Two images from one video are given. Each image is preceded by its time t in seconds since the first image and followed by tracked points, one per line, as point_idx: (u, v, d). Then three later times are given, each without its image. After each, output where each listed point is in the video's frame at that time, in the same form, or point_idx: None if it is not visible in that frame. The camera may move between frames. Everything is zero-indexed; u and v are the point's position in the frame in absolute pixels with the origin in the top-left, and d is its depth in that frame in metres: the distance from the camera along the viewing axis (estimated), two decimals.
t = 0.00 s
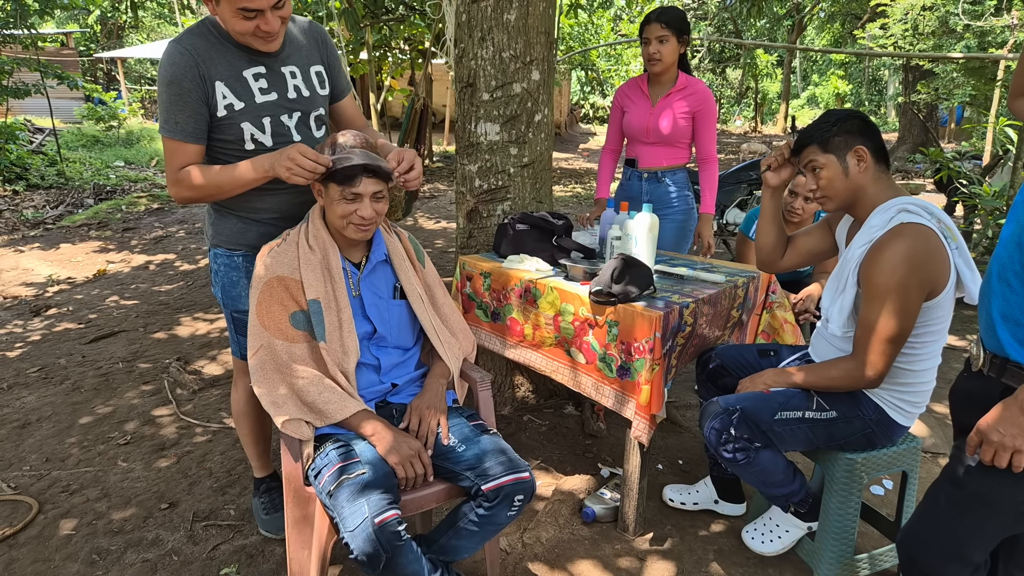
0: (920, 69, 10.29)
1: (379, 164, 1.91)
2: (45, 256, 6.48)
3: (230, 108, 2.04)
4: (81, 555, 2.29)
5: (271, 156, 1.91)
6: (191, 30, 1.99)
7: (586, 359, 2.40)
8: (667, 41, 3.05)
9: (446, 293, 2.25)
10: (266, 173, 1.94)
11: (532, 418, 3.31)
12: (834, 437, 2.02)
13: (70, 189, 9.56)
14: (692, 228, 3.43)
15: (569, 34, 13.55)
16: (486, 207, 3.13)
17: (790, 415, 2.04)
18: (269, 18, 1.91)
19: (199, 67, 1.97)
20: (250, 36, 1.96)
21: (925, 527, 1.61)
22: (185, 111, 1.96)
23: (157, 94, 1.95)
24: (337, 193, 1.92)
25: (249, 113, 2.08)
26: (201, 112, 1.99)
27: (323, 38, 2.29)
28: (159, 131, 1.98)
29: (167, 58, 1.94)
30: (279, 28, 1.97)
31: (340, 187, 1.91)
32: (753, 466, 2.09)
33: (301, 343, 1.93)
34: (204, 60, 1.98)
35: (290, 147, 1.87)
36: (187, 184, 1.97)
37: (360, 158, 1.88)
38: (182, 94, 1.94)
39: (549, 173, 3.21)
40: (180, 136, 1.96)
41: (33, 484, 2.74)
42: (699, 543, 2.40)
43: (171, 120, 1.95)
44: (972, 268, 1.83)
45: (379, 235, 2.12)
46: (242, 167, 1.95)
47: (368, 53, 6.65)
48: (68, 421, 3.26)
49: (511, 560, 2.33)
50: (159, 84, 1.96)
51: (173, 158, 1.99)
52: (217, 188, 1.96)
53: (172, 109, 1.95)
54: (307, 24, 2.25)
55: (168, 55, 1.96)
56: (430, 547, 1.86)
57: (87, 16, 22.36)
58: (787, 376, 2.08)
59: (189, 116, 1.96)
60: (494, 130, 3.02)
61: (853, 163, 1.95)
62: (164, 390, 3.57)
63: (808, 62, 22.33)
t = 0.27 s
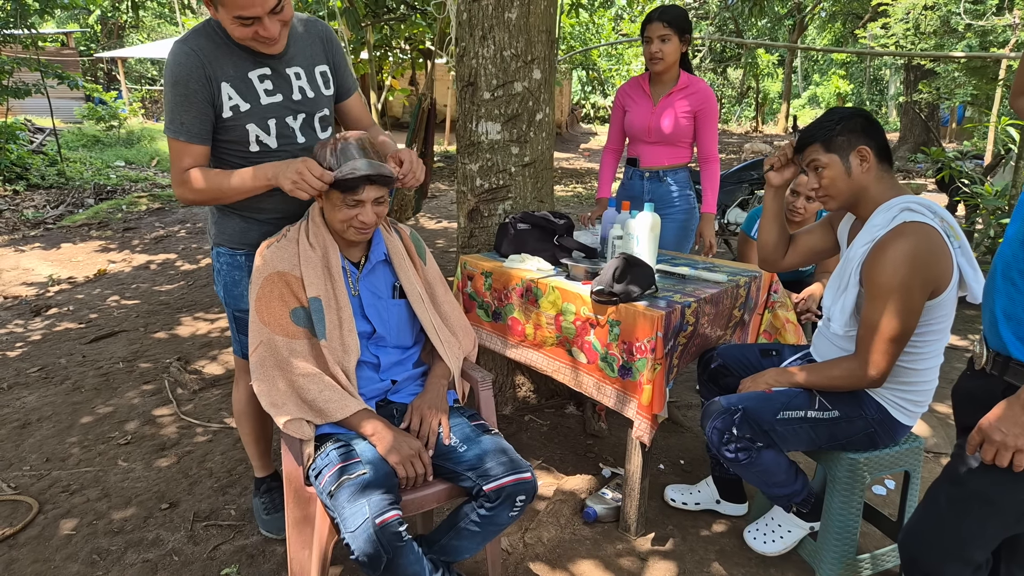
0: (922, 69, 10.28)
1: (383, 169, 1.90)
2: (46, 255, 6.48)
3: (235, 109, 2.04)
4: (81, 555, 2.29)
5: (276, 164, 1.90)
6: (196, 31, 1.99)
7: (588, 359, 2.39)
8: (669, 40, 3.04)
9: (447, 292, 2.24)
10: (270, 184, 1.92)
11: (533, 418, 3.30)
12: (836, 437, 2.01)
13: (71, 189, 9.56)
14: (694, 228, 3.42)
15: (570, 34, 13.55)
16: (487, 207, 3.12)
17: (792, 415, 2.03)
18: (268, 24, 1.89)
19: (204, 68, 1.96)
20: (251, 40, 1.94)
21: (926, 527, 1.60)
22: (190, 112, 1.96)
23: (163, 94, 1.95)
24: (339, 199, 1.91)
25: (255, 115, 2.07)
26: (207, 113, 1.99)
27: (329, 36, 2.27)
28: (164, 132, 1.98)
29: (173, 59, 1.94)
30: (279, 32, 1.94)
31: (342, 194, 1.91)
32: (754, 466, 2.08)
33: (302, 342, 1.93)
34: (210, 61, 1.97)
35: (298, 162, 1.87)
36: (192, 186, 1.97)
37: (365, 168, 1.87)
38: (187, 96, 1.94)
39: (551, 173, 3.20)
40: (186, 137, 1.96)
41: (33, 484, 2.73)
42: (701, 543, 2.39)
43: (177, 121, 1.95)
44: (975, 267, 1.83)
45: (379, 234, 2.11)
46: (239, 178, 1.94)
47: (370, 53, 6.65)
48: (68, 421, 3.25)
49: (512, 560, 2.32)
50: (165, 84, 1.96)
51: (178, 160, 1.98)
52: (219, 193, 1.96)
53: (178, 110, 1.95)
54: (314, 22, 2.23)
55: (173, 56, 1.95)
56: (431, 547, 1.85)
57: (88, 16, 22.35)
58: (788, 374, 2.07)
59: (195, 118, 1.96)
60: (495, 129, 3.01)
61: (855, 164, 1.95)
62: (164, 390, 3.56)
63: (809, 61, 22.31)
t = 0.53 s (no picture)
0: (923, 69, 10.28)
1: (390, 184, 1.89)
2: (46, 255, 6.47)
3: (237, 111, 2.04)
4: (81, 556, 2.28)
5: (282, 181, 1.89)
6: (198, 33, 1.98)
7: (590, 359, 2.39)
8: (671, 39, 3.03)
9: (448, 292, 2.24)
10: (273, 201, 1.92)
11: (535, 418, 3.30)
12: (838, 437, 2.01)
13: (71, 188, 9.55)
14: (695, 227, 3.42)
15: (571, 34, 13.55)
16: (489, 206, 3.11)
17: (794, 416, 2.02)
18: (271, 33, 1.86)
19: (206, 70, 1.96)
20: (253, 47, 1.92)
21: (930, 527, 1.59)
22: (192, 114, 1.95)
23: (166, 96, 1.95)
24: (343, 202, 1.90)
25: (257, 116, 2.07)
26: (209, 115, 1.99)
27: (332, 34, 2.26)
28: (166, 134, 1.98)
29: (175, 61, 1.94)
30: (282, 41, 1.92)
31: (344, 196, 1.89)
32: (756, 466, 2.07)
33: (305, 342, 1.92)
34: (212, 64, 1.97)
35: (302, 181, 1.85)
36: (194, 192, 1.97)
37: (372, 187, 1.86)
38: (190, 97, 1.94)
39: (552, 172, 3.19)
40: (188, 139, 1.96)
41: (33, 485, 2.73)
42: (702, 544, 2.38)
43: (179, 123, 1.95)
44: (977, 267, 1.82)
45: (380, 234, 2.10)
46: (239, 189, 1.94)
47: (371, 53, 6.64)
48: (68, 421, 3.24)
49: (514, 561, 2.32)
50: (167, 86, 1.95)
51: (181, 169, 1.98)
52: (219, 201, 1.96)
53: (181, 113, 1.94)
54: (317, 20, 2.21)
55: (176, 58, 1.95)
56: (433, 547, 1.85)
57: (88, 16, 22.34)
58: (790, 374, 2.07)
59: (197, 120, 1.96)
60: (497, 129, 3.01)
61: (860, 164, 1.94)
62: (165, 390, 3.55)
63: (809, 61, 22.31)
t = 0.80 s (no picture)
0: (923, 69, 10.29)
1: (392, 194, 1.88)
2: (45, 255, 6.47)
3: (239, 112, 2.03)
4: (80, 557, 2.27)
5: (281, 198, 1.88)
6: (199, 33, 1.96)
7: (590, 359, 2.38)
8: (670, 38, 3.03)
9: (448, 292, 2.23)
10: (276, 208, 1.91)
11: (535, 418, 3.29)
12: (839, 437, 2.00)
13: (71, 188, 9.54)
14: (695, 227, 3.42)
15: (571, 34, 13.55)
16: (489, 206, 3.11)
17: (794, 415, 2.01)
18: (271, 37, 1.85)
19: (208, 72, 1.96)
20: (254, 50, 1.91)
21: (933, 528, 1.58)
22: (193, 116, 1.95)
23: (167, 98, 1.94)
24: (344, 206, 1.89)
25: (259, 116, 2.06)
26: (210, 116, 1.98)
27: (333, 31, 2.25)
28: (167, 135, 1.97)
29: (176, 62, 1.93)
30: (282, 45, 1.91)
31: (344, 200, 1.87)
32: (757, 466, 2.07)
33: (303, 341, 1.91)
34: (213, 64, 1.96)
35: (299, 195, 1.83)
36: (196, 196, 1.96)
37: (374, 199, 1.85)
38: (191, 99, 1.93)
39: (552, 172, 3.19)
40: (189, 140, 1.95)
41: (32, 486, 2.72)
42: (703, 544, 2.38)
43: (180, 124, 1.94)
44: (977, 267, 1.82)
45: (380, 235, 2.10)
46: (239, 196, 1.95)
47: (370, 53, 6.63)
48: (68, 422, 3.23)
49: (514, 561, 2.31)
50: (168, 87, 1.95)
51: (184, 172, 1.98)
52: (221, 205, 1.96)
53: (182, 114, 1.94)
54: (319, 18, 2.20)
55: (177, 58, 1.94)
56: (433, 548, 1.84)
57: (88, 16, 22.33)
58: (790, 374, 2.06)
59: (198, 121, 1.96)
60: (497, 129, 3.00)
61: (860, 164, 1.93)
62: (165, 391, 3.55)
63: (809, 61, 22.34)
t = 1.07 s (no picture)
0: (923, 69, 10.30)
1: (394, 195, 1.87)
2: (45, 256, 6.46)
3: (239, 111, 2.03)
4: (80, 557, 2.27)
5: (284, 196, 1.88)
6: (198, 32, 1.96)
7: (590, 358, 2.38)
8: (670, 37, 3.02)
9: (448, 291, 2.23)
10: (278, 206, 1.90)
11: (536, 418, 3.29)
12: (839, 436, 2.00)
13: (71, 189, 9.53)
14: (695, 227, 3.42)
15: (571, 33, 13.54)
16: (489, 206, 3.10)
17: (794, 414, 2.01)
18: (268, 37, 1.84)
19: (207, 70, 1.95)
20: (250, 50, 1.90)
21: (937, 527, 1.58)
22: (192, 114, 1.95)
23: (166, 97, 1.94)
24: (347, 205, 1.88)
25: (259, 115, 2.06)
26: (210, 114, 1.98)
27: (334, 29, 2.24)
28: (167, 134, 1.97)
29: (175, 61, 1.93)
30: (279, 46, 1.90)
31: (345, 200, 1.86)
32: (757, 465, 2.06)
33: (304, 338, 1.91)
34: (212, 63, 1.96)
35: (306, 191, 1.83)
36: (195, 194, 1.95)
37: (376, 200, 1.84)
38: (190, 98, 1.93)
39: (553, 172, 3.18)
40: (189, 139, 1.95)
41: (31, 486, 2.71)
42: (704, 543, 2.37)
43: (179, 123, 1.94)
44: (975, 265, 1.81)
45: (380, 234, 2.09)
46: (239, 194, 1.94)
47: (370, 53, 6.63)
48: (67, 422, 3.23)
49: (514, 561, 2.31)
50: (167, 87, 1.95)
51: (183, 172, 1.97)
52: (221, 204, 1.95)
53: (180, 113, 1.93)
54: (319, 16, 2.20)
55: (175, 58, 1.94)
56: (434, 548, 1.84)
57: (88, 16, 22.32)
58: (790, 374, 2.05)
59: (198, 120, 1.95)
60: (497, 128, 3.00)
61: (871, 165, 1.92)
62: (165, 391, 3.54)
63: (809, 61, 22.35)
